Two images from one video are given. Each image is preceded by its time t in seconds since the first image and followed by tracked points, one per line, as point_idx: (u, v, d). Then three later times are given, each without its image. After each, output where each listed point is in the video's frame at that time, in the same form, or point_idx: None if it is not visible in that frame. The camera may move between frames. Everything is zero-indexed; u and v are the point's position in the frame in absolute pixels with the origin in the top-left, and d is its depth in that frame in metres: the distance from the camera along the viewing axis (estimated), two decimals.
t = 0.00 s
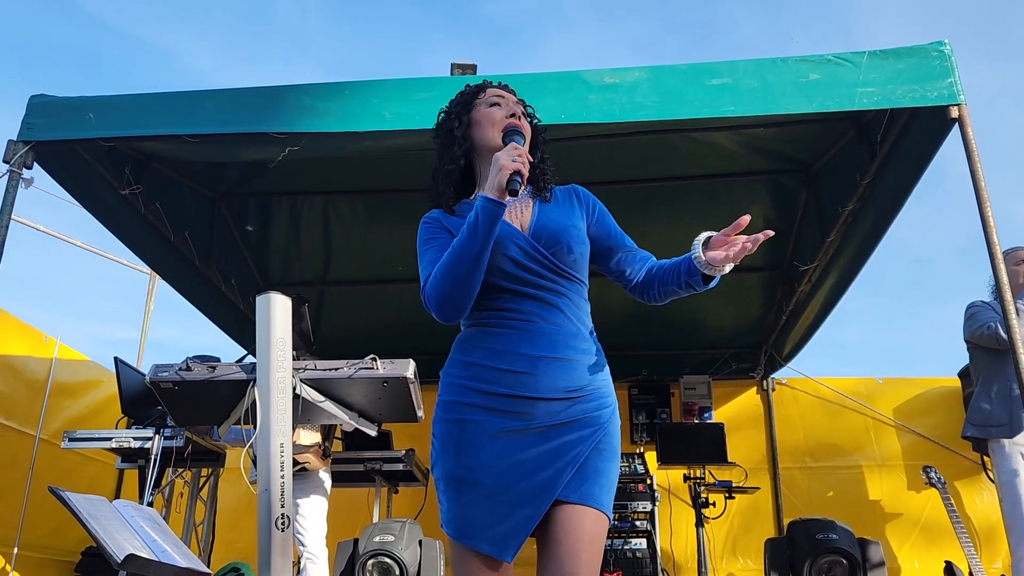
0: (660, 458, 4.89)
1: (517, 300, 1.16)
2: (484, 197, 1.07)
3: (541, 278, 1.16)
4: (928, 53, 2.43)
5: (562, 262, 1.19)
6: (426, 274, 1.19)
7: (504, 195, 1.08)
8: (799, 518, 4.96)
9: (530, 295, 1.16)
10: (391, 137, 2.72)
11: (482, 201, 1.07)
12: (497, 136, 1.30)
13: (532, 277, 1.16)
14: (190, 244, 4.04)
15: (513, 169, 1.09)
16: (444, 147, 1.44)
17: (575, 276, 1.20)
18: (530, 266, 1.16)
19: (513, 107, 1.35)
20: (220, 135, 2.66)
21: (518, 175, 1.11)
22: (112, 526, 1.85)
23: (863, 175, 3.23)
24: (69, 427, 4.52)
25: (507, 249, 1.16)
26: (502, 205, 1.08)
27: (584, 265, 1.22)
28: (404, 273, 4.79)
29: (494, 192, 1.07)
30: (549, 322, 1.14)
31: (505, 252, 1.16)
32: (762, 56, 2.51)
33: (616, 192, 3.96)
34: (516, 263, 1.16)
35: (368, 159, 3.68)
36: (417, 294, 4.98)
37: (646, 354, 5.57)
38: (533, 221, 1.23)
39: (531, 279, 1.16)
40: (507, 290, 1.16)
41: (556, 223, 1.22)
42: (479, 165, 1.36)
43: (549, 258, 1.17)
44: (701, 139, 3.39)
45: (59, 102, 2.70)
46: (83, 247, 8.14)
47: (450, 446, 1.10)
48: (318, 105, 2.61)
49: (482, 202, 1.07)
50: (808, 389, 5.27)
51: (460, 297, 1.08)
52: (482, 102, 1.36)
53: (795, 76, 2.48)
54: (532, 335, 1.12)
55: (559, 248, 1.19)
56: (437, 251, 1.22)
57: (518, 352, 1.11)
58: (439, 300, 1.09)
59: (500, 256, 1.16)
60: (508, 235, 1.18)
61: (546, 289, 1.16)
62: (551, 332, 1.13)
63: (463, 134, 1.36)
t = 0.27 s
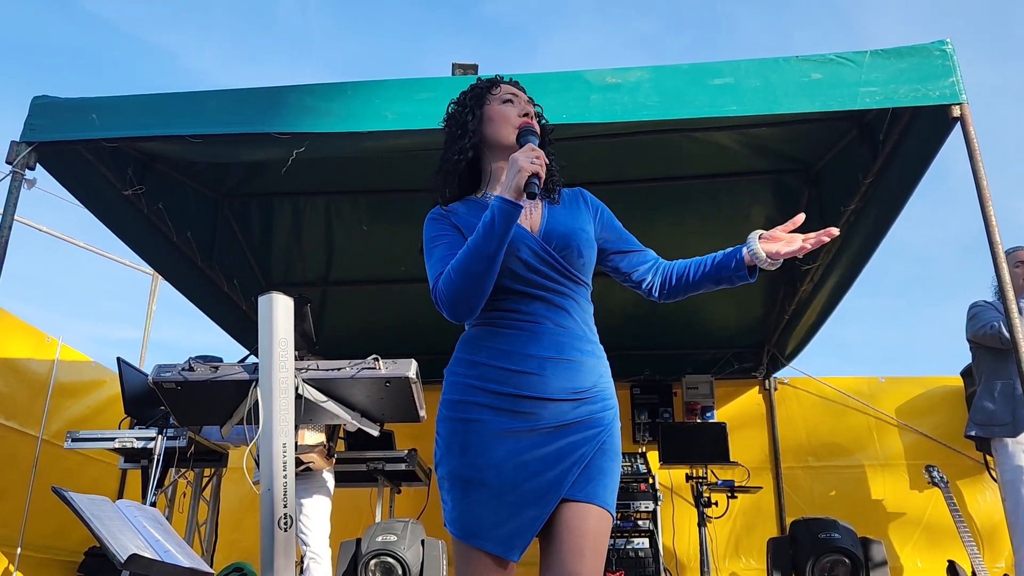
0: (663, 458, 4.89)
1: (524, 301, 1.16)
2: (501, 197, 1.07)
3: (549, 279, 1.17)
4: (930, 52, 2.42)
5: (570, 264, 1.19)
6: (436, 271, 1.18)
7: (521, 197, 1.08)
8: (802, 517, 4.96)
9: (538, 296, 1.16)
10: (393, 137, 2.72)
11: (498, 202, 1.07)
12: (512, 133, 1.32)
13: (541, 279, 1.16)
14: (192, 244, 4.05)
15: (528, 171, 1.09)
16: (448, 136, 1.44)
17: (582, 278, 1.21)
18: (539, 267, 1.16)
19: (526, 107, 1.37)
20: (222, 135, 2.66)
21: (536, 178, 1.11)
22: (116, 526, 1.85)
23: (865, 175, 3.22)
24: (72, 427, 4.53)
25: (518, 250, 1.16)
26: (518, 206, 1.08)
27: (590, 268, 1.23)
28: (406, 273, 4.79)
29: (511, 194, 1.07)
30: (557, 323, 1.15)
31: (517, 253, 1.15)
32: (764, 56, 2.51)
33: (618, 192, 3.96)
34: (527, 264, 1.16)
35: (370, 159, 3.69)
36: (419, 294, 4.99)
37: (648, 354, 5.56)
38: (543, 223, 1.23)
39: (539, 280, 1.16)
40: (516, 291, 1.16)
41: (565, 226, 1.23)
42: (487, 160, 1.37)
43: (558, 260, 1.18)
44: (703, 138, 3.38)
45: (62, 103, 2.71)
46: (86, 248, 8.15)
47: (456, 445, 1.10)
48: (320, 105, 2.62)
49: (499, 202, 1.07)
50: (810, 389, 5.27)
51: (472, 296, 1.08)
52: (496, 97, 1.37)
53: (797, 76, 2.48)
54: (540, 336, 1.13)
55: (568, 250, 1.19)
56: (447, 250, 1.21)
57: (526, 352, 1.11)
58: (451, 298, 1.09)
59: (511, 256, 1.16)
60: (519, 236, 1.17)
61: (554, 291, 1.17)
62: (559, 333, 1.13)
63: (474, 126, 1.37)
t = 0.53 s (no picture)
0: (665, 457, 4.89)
1: (534, 299, 1.16)
2: (526, 190, 1.07)
3: (560, 279, 1.17)
4: (932, 51, 2.42)
5: (582, 266, 1.20)
6: (450, 259, 1.17)
7: (546, 192, 1.09)
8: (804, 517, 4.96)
9: (548, 295, 1.16)
10: (395, 137, 2.73)
11: (524, 195, 1.07)
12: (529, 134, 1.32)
13: (552, 278, 1.16)
14: (194, 244, 4.06)
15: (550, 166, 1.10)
16: (465, 136, 1.44)
17: (591, 282, 1.22)
18: (553, 266, 1.17)
19: (541, 105, 1.37)
20: (224, 136, 2.66)
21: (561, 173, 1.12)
22: (119, 526, 1.86)
23: (867, 174, 3.22)
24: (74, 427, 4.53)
25: (536, 246, 1.15)
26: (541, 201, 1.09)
27: (598, 271, 1.24)
28: (408, 272, 4.79)
29: (537, 187, 1.08)
30: (565, 324, 1.15)
31: (535, 248, 1.15)
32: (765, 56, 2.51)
33: (620, 191, 3.96)
34: (543, 262, 1.15)
35: (372, 159, 3.69)
36: (421, 294, 4.99)
37: (650, 354, 5.56)
38: (560, 223, 1.23)
39: (551, 279, 1.16)
40: (527, 289, 1.16)
41: (580, 229, 1.24)
42: (504, 162, 1.38)
43: (570, 262, 1.18)
44: (704, 138, 3.38)
45: (64, 104, 2.72)
46: (88, 248, 8.16)
47: (464, 443, 1.09)
48: (321, 106, 2.62)
49: (523, 195, 1.06)
50: (812, 388, 5.27)
51: (488, 287, 1.07)
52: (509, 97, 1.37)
53: (798, 75, 2.48)
54: (549, 336, 1.13)
55: (583, 252, 1.20)
56: (462, 238, 1.20)
57: (536, 352, 1.11)
58: (469, 288, 1.07)
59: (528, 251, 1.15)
60: (537, 232, 1.17)
61: (564, 291, 1.17)
62: (567, 333, 1.14)
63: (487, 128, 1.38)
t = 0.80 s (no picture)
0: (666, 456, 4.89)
1: (535, 296, 1.15)
2: (534, 176, 1.07)
3: (563, 277, 1.17)
4: (933, 50, 2.42)
5: (588, 267, 1.21)
6: (456, 240, 1.17)
7: (553, 179, 1.09)
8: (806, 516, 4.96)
9: (549, 293, 1.16)
10: (397, 137, 2.73)
11: (531, 180, 1.07)
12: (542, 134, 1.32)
13: (554, 275, 1.17)
14: (196, 244, 4.06)
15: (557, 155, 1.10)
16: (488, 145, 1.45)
17: (595, 283, 1.23)
18: (557, 264, 1.17)
19: (557, 104, 1.36)
20: (226, 136, 2.67)
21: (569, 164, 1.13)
22: (121, 525, 1.86)
23: (868, 172, 3.22)
24: (76, 426, 4.54)
25: (543, 238, 1.17)
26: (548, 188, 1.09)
27: (604, 273, 1.25)
28: (409, 272, 4.79)
29: (544, 175, 1.08)
30: (564, 322, 1.15)
31: (542, 240, 1.17)
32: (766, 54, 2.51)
33: (621, 190, 3.97)
34: (548, 256, 1.16)
35: (373, 159, 3.70)
36: (422, 293, 4.99)
37: (652, 353, 5.56)
38: (573, 223, 1.25)
39: (556, 277, 1.17)
40: (530, 285, 1.16)
41: (591, 231, 1.25)
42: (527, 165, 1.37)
43: (575, 261, 1.19)
44: (706, 137, 3.38)
45: (67, 104, 2.72)
46: (89, 248, 8.17)
47: (461, 441, 1.08)
48: (323, 105, 2.62)
49: (530, 181, 1.06)
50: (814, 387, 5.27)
51: (488, 273, 1.08)
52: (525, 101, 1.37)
53: (799, 74, 2.48)
54: (548, 334, 1.13)
55: (590, 254, 1.22)
56: (472, 220, 1.20)
57: (536, 350, 1.11)
58: (469, 270, 1.08)
59: (536, 245, 1.16)
60: (547, 226, 1.19)
61: (566, 290, 1.18)
62: (568, 332, 1.14)
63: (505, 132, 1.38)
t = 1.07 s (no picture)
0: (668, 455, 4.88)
1: (528, 294, 1.16)
2: (518, 183, 1.08)
3: (555, 274, 1.17)
4: (934, 48, 2.41)
5: (582, 262, 1.20)
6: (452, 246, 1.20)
7: (537, 185, 1.09)
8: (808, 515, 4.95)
9: (542, 290, 1.16)
10: (398, 137, 2.73)
11: (515, 187, 1.08)
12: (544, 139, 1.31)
13: (545, 271, 1.17)
14: (197, 244, 4.06)
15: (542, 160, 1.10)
16: (498, 153, 1.45)
17: (592, 277, 1.21)
18: (547, 262, 1.17)
19: (562, 109, 1.33)
20: (226, 136, 2.67)
21: (555, 168, 1.11)
22: (123, 525, 1.86)
23: (869, 171, 3.22)
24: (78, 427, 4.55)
25: (530, 235, 1.19)
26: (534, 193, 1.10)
27: (604, 266, 1.23)
28: (410, 271, 4.80)
29: (528, 180, 1.08)
30: (559, 318, 1.14)
31: (527, 238, 1.18)
32: (766, 53, 2.51)
33: (621, 189, 3.97)
34: (535, 254, 1.18)
35: (374, 159, 3.70)
36: (423, 293, 4.99)
37: (653, 352, 5.57)
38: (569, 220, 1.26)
39: (546, 274, 1.17)
40: (523, 283, 1.17)
41: (585, 226, 1.24)
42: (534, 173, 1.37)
43: (566, 256, 1.18)
44: (707, 136, 3.38)
45: (67, 104, 2.72)
46: (91, 249, 8.18)
47: (456, 441, 1.10)
48: (323, 105, 2.62)
49: (513, 187, 1.08)
50: (816, 386, 5.27)
51: (476, 277, 1.11)
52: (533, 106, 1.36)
53: (800, 72, 2.48)
54: (542, 331, 1.13)
55: (581, 247, 1.20)
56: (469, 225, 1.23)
57: (527, 347, 1.11)
58: (455, 274, 1.12)
59: (521, 245, 1.18)
60: (536, 223, 1.20)
61: (560, 285, 1.17)
62: (562, 327, 1.13)
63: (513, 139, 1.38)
